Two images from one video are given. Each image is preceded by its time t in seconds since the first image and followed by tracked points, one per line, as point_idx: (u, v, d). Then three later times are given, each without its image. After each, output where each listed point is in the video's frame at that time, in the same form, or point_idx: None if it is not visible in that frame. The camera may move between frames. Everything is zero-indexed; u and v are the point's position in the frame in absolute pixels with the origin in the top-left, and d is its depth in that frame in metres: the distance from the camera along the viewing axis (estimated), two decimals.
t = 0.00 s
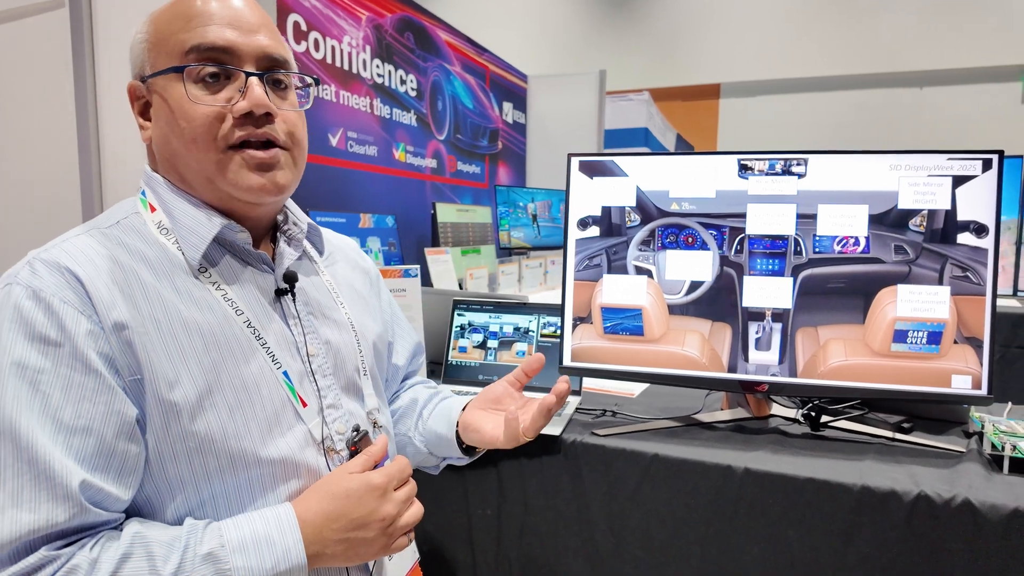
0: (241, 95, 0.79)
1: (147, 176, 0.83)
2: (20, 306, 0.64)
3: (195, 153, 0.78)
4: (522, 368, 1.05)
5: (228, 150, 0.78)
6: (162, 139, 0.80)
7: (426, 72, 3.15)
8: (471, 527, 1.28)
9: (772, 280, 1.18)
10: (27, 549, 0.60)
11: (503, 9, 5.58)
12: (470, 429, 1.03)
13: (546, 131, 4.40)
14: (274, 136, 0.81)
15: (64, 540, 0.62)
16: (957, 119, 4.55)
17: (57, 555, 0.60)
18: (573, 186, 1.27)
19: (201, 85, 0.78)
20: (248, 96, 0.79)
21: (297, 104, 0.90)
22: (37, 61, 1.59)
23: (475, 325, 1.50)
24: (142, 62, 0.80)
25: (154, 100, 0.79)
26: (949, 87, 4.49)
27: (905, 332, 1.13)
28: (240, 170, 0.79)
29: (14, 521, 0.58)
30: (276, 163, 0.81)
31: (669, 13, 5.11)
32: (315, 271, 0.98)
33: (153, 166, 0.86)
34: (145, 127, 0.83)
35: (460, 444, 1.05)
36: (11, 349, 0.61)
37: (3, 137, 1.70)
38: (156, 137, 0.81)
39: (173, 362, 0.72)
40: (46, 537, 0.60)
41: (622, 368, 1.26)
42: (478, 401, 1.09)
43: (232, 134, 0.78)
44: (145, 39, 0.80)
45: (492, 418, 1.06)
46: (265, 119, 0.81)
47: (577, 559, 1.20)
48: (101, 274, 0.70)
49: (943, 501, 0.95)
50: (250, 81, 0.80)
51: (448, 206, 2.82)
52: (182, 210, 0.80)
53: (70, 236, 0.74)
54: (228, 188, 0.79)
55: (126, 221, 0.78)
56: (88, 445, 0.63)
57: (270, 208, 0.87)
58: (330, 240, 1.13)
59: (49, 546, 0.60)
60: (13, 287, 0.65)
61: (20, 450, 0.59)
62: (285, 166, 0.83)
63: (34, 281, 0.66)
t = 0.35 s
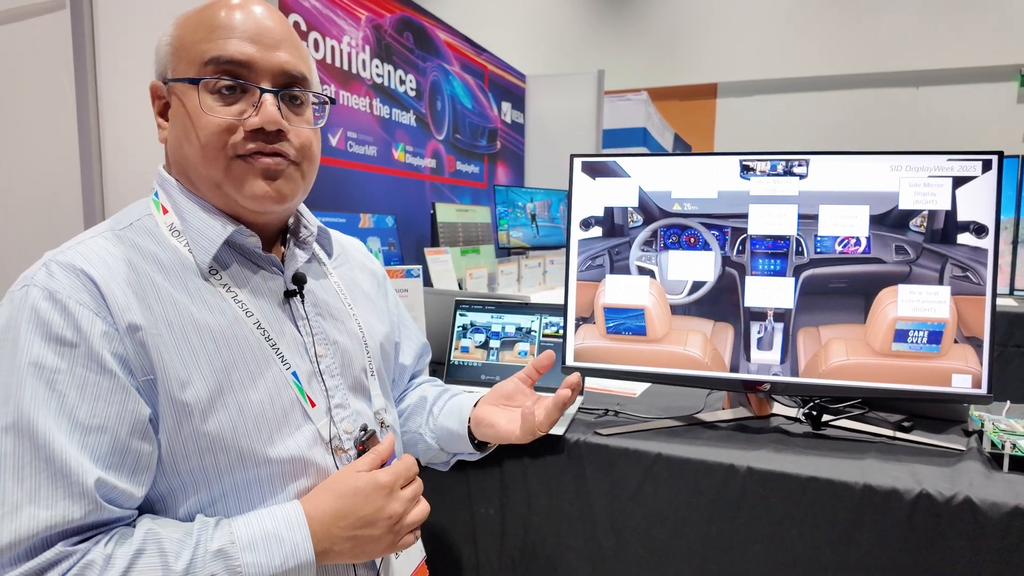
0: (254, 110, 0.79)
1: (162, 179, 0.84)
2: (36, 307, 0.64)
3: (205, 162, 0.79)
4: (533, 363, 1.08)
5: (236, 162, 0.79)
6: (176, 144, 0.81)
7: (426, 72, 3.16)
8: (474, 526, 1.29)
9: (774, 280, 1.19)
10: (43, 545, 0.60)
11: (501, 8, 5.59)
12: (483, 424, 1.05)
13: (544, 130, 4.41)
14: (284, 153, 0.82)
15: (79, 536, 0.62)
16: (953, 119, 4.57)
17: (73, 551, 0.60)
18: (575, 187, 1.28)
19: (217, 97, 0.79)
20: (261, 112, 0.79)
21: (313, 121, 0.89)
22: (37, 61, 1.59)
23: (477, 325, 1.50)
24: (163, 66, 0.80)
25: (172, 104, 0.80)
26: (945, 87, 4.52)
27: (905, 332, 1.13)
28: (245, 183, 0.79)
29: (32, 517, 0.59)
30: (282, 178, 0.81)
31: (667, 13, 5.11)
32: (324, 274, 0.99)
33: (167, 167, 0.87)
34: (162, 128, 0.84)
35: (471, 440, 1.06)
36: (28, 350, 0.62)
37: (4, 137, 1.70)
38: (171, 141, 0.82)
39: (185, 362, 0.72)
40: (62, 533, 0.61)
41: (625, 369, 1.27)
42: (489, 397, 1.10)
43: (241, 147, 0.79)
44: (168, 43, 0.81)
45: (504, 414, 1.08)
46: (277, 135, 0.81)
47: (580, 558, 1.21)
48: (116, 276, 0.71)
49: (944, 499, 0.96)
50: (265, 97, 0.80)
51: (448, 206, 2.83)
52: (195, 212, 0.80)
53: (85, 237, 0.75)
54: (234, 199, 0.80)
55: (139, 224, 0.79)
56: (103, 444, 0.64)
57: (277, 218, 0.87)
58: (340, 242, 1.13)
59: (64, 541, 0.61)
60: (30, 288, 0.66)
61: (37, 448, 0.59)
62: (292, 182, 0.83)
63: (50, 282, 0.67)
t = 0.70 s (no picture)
0: (264, 113, 0.80)
1: (170, 180, 0.84)
2: (47, 308, 0.65)
3: (214, 165, 0.79)
4: (538, 364, 1.09)
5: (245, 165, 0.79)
6: (185, 146, 0.81)
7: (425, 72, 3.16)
8: (478, 525, 1.29)
9: (776, 280, 1.19)
10: (52, 544, 0.60)
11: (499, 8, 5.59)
12: (489, 424, 1.05)
13: (544, 130, 4.41)
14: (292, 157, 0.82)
15: (88, 535, 0.62)
16: (950, 119, 4.58)
17: (82, 549, 0.60)
18: (577, 188, 1.28)
19: (227, 100, 0.79)
20: (271, 115, 0.80)
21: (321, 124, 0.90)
22: (37, 60, 1.59)
23: (479, 325, 1.50)
24: (174, 69, 0.81)
25: (182, 106, 0.80)
26: (942, 87, 4.53)
27: (906, 332, 1.14)
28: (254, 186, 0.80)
29: (42, 516, 0.59)
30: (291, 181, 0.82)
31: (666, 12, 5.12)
32: (330, 274, 0.99)
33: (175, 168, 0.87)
34: (171, 129, 0.84)
35: (476, 440, 1.07)
36: (38, 350, 0.62)
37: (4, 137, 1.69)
38: (181, 143, 0.82)
39: (192, 363, 0.73)
40: (71, 532, 0.61)
41: (627, 368, 1.27)
42: (495, 397, 1.10)
43: (251, 150, 0.79)
44: (177, 45, 0.81)
45: (510, 414, 1.08)
46: (286, 139, 0.82)
47: (583, 557, 1.21)
48: (125, 276, 0.72)
49: (946, 497, 0.97)
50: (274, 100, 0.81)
51: (448, 205, 2.83)
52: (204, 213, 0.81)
53: (94, 238, 0.75)
54: (242, 201, 0.81)
55: (147, 225, 0.79)
56: (111, 443, 0.64)
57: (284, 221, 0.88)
58: (347, 243, 1.14)
59: (73, 540, 0.61)
60: (40, 288, 0.66)
61: (48, 447, 0.60)
62: (300, 186, 0.84)
63: (60, 282, 0.67)
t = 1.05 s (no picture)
0: (286, 114, 0.80)
1: (172, 179, 0.84)
2: (50, 309, 0.65)
3: (233, 164, 0.79)
4: (539, 363, 1.09)
5: (266, 164, 0.80)
6: (198, 144, 0.80)
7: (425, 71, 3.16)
8: (478, 525, 1.30)
9: (775, 280, 1.20)
10: (57, 547, 0.60)
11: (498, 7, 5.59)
12: (492, 424, 1.05)
13: (543, 129, 4.41)
14: (313, 157, 0.83)
15: (93, 537, 0.62)
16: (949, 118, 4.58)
17: (88, 552, 0.60)
18: (577, 188, 1.29)
19: (247, 100, 0.79)
20: (293, 116, 0.80)
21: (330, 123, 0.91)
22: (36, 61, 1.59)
23: (479, 324, 1.50)
24: (182, 67, 0.79)
25: (194, 105, 0.79)
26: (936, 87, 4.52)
27: (906, 331, 1.14)
28: (276, 184, 0.80)
29: (47, 519, 0.59)
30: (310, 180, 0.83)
31: (665, 12, 5.12)
32: (331, 274, 0.99)
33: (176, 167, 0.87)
34: (176, 127, 0.83)
35: (478, 439, 1.07)
36: (42, 352, 0.62)
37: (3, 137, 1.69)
38: (191, 141, 0.81)
39: (197, 364, 0.73)
40: (76, 535, 0.61)
41: (628, 368, 1.27)
42: (496, 397, 1.10)
43: (273, 150, 0.80)
44: (185, 44, 0.79)
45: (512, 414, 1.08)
46: (307, 139, 0.83)
47: (584, 556, 1.21)
48: (128, 277, 0.72)
49: (945, 496, 0.97)
50: (295, 101, 0.81)
51: (447, 205, 2.83)
52: (207, 212, 0.81)
53: (96, 239, 0.75)
54: (265, 201, 0.81)
55: (149, 225, 0.79)
56: (116, 445, 0.64)
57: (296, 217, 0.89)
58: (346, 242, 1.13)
59: (79, 543, 0.61)
60: (42, 290, 0.66)
61: (52, 449, 0.60)
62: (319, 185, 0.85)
63: (63, 283, 0.67)
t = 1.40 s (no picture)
0: (309, 107, 0.83)
1: (165, 182, 0.84)
2: (57, 315, 0.64)
3: (262, 156, 0.80)
4: (505, 410, 0.97)
5: (295, 156, 0.82)
6: (216, 138, 0.79)
7: (424, 71, 3.15)
8: (477, 526, 1.30)
9: (774, 280, 1.20)
10: (76, 556, 0.60)
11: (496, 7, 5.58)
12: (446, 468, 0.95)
13: (541, 129, 4.41)
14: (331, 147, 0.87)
15: (112, 545, 0.62)
16: (947, 118, 4.59)
17: (107, 560, 0.60)
18: (576, 188, 1.29)
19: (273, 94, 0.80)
20: (316, 110, 0.83)
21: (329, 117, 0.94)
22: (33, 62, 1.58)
23: (478, 325, 1.50)
24: (193, 61, 0.78)
25: (211, 99, 0.78)
26: (943, 86, 4.53)
27: (904, 331, 1.14)
28: (305, 175, 0.83)
29: (66, 528, 0.58)
30: (329, 170, 0.87)
31: (663, 12, 5.12)
32: (325, 274, 1.00)
33: (166, 168, 0.86)
34: (177, 124, 0.80)
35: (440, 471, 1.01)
36: (52, 359, 0.61)
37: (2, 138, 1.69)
38: (205, 136, 0.79)
39: (206, 367, 0.72)
40: (94, 543, 0.61)
41: (626, 368, 1.27)
42: (458, 437, 1.00)
43: (300, 142, 0.82)
44: (195, 40, 0.78)
45: (472, 460, 0.97)
46: (325, 129, 0.86)
47: (583, 557, 1.21)
48: (133, 281, 0.71)
49: (944, 497, 0.97)
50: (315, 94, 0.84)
51: (445, 205, 2.83)
52: (205, 214, 0.81)
53: (94, 244, 0.74)
54: (292, 191, 0.83)
55: (147, 229, 0.79)
56: (131, 451, 0.64)
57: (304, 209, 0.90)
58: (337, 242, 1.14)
59: (98, 551, 0.61)
60: (47, 295, 0.65)
61: (68, 457, 0.59)
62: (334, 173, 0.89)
63: (68, 289, 0.66)
